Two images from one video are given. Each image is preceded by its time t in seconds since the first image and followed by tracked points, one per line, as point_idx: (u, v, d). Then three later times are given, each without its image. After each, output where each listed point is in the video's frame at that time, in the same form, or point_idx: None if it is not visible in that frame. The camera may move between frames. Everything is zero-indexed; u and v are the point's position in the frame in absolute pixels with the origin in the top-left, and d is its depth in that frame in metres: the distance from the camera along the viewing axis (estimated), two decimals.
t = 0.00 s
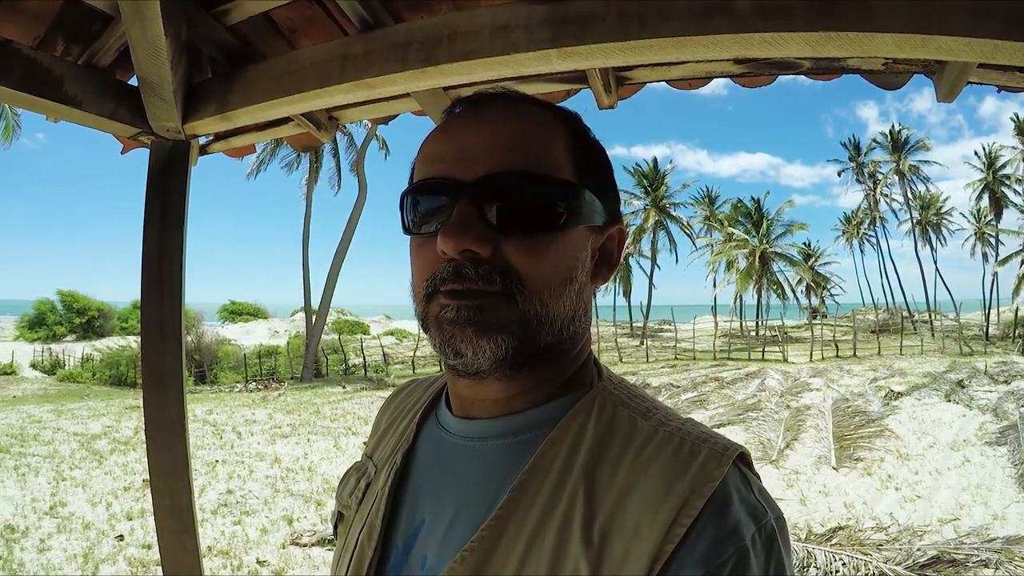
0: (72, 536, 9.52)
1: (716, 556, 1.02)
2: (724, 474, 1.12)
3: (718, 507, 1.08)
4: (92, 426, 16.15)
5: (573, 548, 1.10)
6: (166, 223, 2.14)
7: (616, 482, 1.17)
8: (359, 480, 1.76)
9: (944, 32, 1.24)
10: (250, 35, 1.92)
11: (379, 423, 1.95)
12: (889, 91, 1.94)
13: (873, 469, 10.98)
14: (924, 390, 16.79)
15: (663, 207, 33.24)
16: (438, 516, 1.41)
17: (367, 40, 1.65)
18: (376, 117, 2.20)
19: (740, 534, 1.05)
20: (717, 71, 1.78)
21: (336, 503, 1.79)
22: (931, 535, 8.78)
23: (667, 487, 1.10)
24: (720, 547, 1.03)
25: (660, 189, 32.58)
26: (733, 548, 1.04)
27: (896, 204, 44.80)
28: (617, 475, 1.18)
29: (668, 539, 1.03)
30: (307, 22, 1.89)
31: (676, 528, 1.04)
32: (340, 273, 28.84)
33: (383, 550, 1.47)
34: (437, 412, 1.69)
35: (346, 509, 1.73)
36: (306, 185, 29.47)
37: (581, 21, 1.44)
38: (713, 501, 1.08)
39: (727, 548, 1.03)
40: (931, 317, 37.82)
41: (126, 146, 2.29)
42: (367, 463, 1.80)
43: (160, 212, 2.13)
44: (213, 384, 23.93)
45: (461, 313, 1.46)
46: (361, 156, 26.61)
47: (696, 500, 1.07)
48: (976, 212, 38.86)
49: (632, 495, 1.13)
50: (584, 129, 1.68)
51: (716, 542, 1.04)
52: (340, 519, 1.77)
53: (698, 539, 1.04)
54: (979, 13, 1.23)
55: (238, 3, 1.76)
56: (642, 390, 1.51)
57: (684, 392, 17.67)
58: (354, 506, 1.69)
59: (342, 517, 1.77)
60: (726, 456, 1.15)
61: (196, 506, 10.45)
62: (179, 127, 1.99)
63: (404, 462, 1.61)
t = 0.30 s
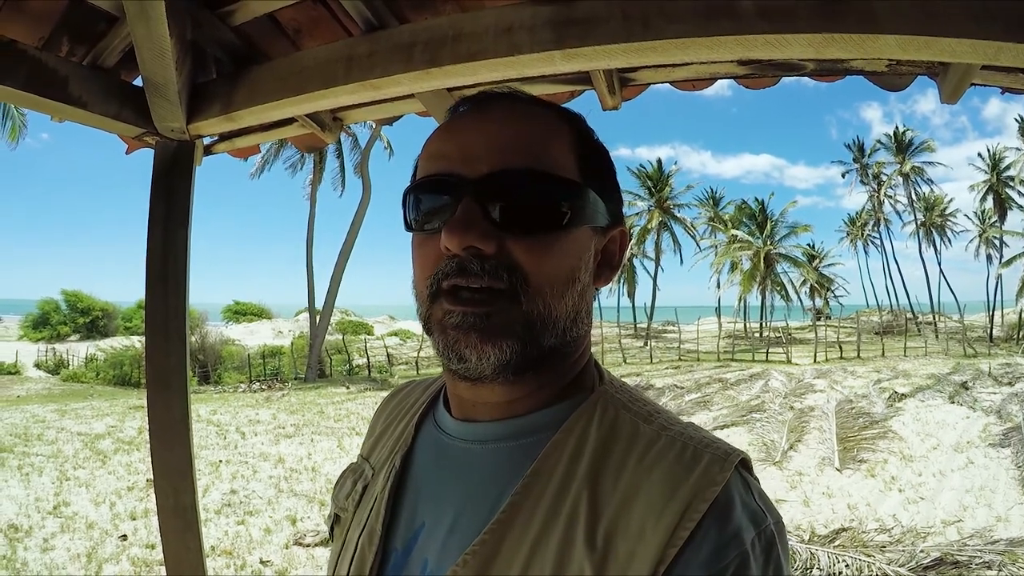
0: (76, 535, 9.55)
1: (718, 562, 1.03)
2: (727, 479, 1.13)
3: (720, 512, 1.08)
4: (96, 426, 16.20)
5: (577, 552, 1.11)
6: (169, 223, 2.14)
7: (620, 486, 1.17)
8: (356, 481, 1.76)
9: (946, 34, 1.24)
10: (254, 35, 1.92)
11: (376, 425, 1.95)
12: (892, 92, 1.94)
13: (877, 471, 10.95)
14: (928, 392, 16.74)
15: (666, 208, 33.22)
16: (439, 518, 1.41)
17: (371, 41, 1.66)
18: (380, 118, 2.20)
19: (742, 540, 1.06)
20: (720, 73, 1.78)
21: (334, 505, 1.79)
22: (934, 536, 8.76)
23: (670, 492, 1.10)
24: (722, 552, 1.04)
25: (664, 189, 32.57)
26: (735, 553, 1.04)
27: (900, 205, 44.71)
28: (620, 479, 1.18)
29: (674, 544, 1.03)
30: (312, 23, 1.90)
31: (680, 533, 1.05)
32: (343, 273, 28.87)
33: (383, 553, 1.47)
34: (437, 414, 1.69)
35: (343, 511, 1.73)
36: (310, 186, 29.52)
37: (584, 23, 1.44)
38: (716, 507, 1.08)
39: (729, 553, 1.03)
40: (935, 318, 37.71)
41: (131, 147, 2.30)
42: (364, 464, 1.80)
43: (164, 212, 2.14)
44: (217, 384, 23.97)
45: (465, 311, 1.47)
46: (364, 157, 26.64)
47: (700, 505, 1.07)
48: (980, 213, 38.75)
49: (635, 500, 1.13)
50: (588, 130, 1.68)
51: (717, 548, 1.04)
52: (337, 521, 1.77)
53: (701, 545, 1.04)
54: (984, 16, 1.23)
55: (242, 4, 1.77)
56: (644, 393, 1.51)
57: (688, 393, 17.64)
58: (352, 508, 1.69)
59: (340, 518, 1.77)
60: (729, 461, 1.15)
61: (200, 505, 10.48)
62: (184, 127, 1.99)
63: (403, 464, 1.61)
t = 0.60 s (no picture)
0: (78, 535, 9.57)
1: (722, 566, 1.03)
2: (734, 481, 1.13)
3: (725, 516, 1.08)
4: (98, 426, 16.22)
5: (581, 553, 1.11)
6: (170, 223, 2.15)
7: (626, 485, 1.17)
8: (356, 476, 1.76)
9: (947, 29, 1.24)
10: (256, 34, 1.92)
11: (377, 420, 1.95)
12: (894, 89, 1.94)
13: (879, 469, 10.94)
14: (930, 391, 16.73)
15: (668, 207, 33.20)
16: (441, 516, 1.41)
17: (372, 39, 1.66)
18: (381, 116, 2.21)
19: (747, 543, 1.06)
20: (721, 69, 1.78)
21: (333, 500, 1.79)
22: (936, 535, 8.75)
23: (675, 495, 1.10)
24: (726, 557, 1.04)
25: (666, 189, 32.57)
26: (740, 557, 1.04)
27: (902, 204, 44.66)
28: (627, 479, 1.18)
29: (680, 546, 1.03)
30: (312, 20, 1.90)
31: (686, 535, 1.05)
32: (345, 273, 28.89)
33: (383, 550, 1.47)
34: (439, 409, 1.69)
35: (343, 506, 1.72)
36: (312, 186, 29.54)
37: (586, 20, 1.44)
38: (721, 509, 1.08)
39: (733, 557, 1.04)
40: (937, 317, 37.65)
41: (133, 145, 2.31)
42: (365, 459, 1.80)
43: (165, 212, 2.14)
44: (219, 385, 24.01)
45: (469, 298, 1.47)
46: (366, 157, 26.65)
47: (706, 508, 1.07)
48: (982, 212, 38.67)
49: (640, 502, 1.13)
50: (598, 125, 1.68)
51: (721, 553, 1.04)
52: (336, 516, 1.77)
53: (705, 549, 1.04)
54: (987, 12, 1.23)
55: (243, 2, 1.77)
56: (649, 393, 1.51)
57: (690, 392, 17.65)
58: (352, 503, 1.69)
59: (338, 513, 1.77)
60: (735, 463, 1.15)
61: (202, 505, 10.50)
62: (185, 126, 2.00)
63: (405, 461, 1.61)
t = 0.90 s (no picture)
0: (80, 534, 9.58)
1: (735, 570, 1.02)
2: (748, 485, 1.12)
3: (738, 520, 1.08)
4: (101, 425, 16.24)
5: (593, 556, 1.10)
6: (174, 223, 2.15)
7: (637, 487, 1.17)
8: (364, 475, 1.76)
9: (952, 30, 1.23)
10: (260, 32, 1.92)
11: (384, 419, 1.95)
12: (900, 89, 1.92)
13: (881, 470, 10.92)
14: (933, 391, 16.69)
15: (670, 207, 33.19)
16: (450, 517, 1.41)
17: (377, 37, 1.66)
18: (385, 115, 2.20)
19: (761, 548, 1.05)
20: (727, 69, 1.77)
21: (340, 499, 1.78)
22: (939, 536, 8.72)
23: (688, 498, 1.10)
24: (739, 562, 1.03)
25: (668, 189, 32.55)
26: (754, 562, 1.03)
27: (905, 204, 44.58)
28: (638, 481, 1.18)
29: (692, 550, 1.03)
30: (317, 19, 1.90)
31: (699, 540, 1.04)
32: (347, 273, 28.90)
33: (391, 551, 1.46)
34: (448, 409, 1.68)
35: (350, 505, 1.72)
36: (314, 186, 29.54)
37: (591, 19, 1.43)
38: (735, 513, 1.08)
39: (747, 563, 1.03)
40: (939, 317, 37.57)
41: (137, 144, 2.31)
42: (373, 458, 1.80)
43: (169, 212, 2.14)
44: (221, 384, 24.05)
45: (477, 295, 1.46)
46: (368, 157, 26.65)
47: (720, 512, 1.06)
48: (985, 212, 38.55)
49: (653, 505, 1.12)
50: (611, 125, 1.68)
51: (734, 558, 1.03)
52: (344, 515, 1.76)
53: (718, 554, 1.04)
54: (993, 12, 1.22)
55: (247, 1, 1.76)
56: (661, 395, 1.51)
57: (692, 392, 17.64)
58: (359, 503, 1.69)
59: (346, 513, 1.76)
60: (749, 467, 1.15)
61: (204, 505, 10.51)
62: (189, 124, 1.99)
63: (413, 461, 1.61)
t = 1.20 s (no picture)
0: (83, 536, 9.57)
1: (743, 569, 1.01)
2: (756, 480, 1.11)
3: (746, 517, 1.07)
4: (103, 427, 16.26)
5: (598, 554, 1.09)
6: (176, 222, 2.14)
7: (643, 485, 1.16)
8: (367, 476, 1.75)
9: (959, 27, 1.22)
10: (261, 32, 1.91)
11: (388, 419, 1.94)
12: (903, 87, 1.91)
13: (885, 469, 10.89)
14: (936, 390, 16.65)
15: (672, 206, 33.17)
16: (455, 515, 1.40)
17: (379, 37, 1.65)
18: (386, 115, 2.19)
19: (770, 545, 1.04)
20: (730, 69, 1.76)
21: (343, 500, 1.77)
22: (943, 534, 8.70)
23: (694, 496, 1.09)
24: (749, 561, 1.02)
25: (670, 188, 32.50)
26: (763, 560, 1.03)
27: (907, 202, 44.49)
28: (643, 479, 1.17)
29: (703, 548, 1.02)
30: (319, 19, 1.89)
31: (707, 538, 1.03)
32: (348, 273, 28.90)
33: (396, 552, 1.45)
34: (453, 408, 1.67)
35: (354, 506, 1.72)
36: (316, 187, 29.58)
37: (593, 18, 1.43)
38: (744, 511, 1.07)
39: (755, 561, 1.02)
40: (942, 315, 37.48)
41: (139, 144, 2.30)
42: (376, 458, 1.79)
43: (171, 212, 2.13)
44: (224, 385, 24.06)
45: (482, 295, 1.46)
46: (370, 157, 26.64)
47: (730, 508, 1.05)
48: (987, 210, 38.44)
49: (658, 503, 1.11)
50: (615, 124, 1.67)
51: (742, 558, 1.02)
52: (347, 516, 1.76)
53: (726, 552, 1.03)
54: (998, 11, 1.21)
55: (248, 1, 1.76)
56: (666, 392, 1.50)
57: (695, 391, 17.64)
58: (362, 503, 1.68)
59: (349, 514, 1.76)
60: (756, 462, 1.14)
61: (207, 505, 10.51)
62: (190, 125, 1.99)
63: (417, 459, 1.60)
